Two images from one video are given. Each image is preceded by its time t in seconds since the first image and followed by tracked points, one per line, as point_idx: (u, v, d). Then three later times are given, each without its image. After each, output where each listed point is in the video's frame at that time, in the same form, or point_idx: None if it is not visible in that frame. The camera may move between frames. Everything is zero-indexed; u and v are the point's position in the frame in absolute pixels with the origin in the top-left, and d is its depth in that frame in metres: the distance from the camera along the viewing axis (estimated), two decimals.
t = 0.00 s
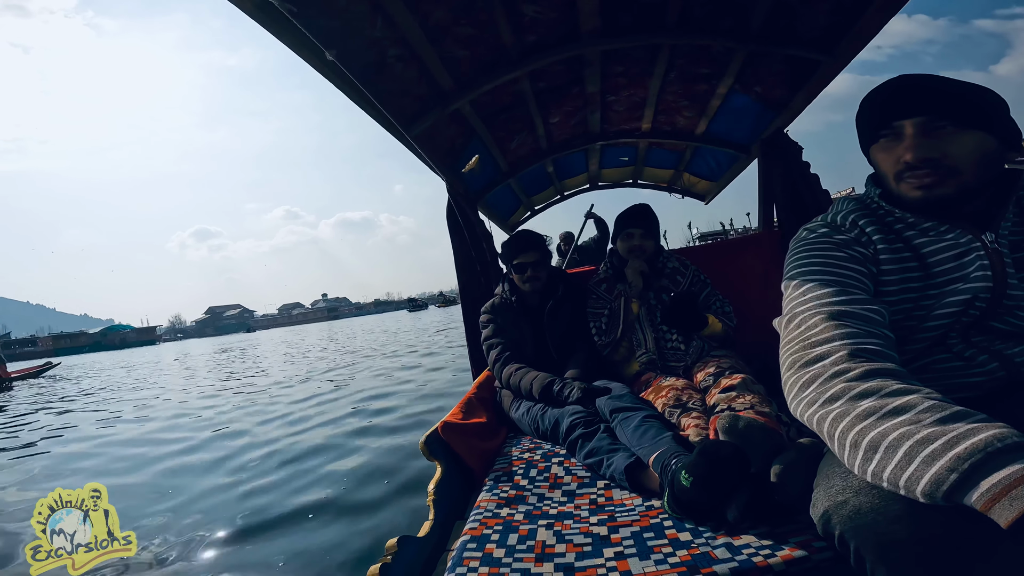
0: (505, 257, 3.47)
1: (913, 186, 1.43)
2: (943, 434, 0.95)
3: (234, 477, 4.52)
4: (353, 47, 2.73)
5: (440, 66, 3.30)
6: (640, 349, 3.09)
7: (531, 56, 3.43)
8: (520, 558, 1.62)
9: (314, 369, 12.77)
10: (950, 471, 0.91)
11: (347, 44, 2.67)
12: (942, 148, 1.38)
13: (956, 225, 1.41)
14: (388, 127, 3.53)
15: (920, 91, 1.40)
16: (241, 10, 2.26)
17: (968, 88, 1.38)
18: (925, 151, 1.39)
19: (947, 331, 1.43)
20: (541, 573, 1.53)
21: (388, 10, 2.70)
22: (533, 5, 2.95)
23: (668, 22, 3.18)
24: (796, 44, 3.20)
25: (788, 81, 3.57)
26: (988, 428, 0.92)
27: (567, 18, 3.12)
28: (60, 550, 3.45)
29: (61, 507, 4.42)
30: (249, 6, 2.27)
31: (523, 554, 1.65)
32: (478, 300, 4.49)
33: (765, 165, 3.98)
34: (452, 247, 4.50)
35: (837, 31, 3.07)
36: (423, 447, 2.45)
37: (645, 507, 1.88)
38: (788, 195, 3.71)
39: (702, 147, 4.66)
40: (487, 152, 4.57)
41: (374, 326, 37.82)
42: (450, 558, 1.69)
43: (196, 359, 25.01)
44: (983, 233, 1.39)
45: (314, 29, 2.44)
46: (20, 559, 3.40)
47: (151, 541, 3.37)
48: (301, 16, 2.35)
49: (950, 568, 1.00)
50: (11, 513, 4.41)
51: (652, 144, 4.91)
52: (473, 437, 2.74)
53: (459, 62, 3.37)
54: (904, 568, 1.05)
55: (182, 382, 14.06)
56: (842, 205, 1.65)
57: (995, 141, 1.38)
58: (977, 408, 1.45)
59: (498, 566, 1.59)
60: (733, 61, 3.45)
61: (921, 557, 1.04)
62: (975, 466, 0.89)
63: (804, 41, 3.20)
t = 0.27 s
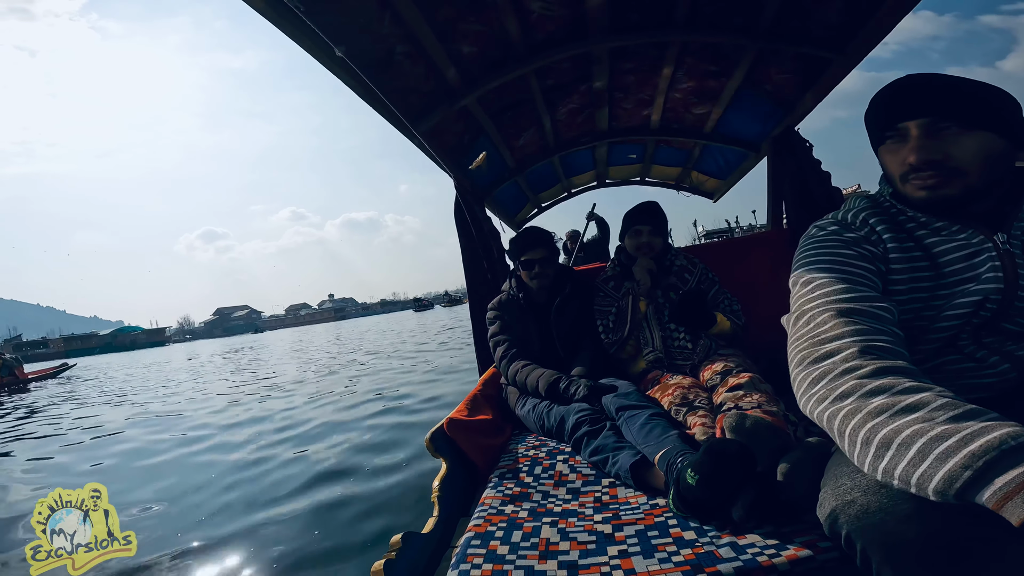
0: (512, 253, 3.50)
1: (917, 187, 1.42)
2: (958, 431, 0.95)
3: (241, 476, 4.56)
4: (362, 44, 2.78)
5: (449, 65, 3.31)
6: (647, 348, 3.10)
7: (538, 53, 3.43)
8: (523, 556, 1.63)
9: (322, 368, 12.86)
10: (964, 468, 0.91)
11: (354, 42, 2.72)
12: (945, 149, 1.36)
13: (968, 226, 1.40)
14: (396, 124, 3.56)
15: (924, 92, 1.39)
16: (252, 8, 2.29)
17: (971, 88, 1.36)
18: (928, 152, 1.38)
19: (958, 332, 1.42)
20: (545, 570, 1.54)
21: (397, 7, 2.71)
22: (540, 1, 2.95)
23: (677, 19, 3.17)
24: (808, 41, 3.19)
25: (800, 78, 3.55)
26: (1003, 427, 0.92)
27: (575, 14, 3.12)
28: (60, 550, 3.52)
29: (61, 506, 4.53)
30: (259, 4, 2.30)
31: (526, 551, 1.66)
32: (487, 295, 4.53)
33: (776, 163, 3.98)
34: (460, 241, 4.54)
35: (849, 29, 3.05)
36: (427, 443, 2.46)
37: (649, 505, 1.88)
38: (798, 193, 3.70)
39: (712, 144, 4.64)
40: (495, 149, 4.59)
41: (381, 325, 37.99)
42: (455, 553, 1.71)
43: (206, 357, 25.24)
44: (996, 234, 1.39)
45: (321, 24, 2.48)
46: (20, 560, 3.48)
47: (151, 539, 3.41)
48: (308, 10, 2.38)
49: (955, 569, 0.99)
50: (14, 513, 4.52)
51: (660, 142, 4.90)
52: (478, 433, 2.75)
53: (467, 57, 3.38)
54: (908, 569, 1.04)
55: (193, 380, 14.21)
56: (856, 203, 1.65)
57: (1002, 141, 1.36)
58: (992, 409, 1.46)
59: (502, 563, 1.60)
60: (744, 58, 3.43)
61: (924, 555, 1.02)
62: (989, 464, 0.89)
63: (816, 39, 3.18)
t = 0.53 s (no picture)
0: (517, 254, 3.51)
1: (937, 179, 1.44)
2: (995, 421, 0.96)
3: (245, 476, 4.58)
4: (364, 46, 2.80)
5: (448, 65, 3.32)
6: (653, 348, 3.10)
7: (539, 53, 3.44)
8: (531, 556, 1.64)
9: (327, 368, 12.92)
10: (1003, 458, 0.92)
11: (355, 44, 2.73)
12: (968, 143, 1.38)
13: (989, 220, 1.42)
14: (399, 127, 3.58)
15: (948, 85, 1.40)
16: (252, 12, 2.32)
17: (994, 81, 1.37)
18: (949, 146, 1.39)
19: (973, 327, 1.43)
20: (552, 570, 1.55)
21: (397, 10, 2.72)
22: (540, 2, 2.96)
23: (678, 17, 3.16)
24: (809, 39, 3.18)
25: (802, 74, 3.53)
26: None
27: (575, 14, 3.12)
28: (61, 550, 3.55)
29: (61, 507, 4.59)
30: (259, 8, 2.33)
31: (534, 552, 1.67)
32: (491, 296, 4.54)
33: (780, 162, 3.94)
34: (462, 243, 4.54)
35: (851, 26, 3.03)
36: (434, 445, 2.47)
37: (656, 504, 1.89)
38: (801, 191, 3.58)
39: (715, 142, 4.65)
40: (497, 150, 4.61)
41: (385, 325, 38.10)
42: (463, 555, 1.72)
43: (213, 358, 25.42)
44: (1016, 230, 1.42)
45: (320, 28, 2.49)
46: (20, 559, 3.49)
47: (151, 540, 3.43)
48: (308, 14, 2.39)
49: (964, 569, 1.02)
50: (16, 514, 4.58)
51: (663, 141, 4.90)
52: (484, 434, 2.76)
53: (467, 59, 3.38)
54: (920, 567, 1.06)
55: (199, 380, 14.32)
56: (876, 193, 1.63)
57: None
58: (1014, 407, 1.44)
59: (509, 564, 1.61)
60: (744, 55, 3.41)
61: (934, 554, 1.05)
62: None
63: (818, 36, 3.17)
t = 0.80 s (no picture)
0: (520, 257, 3.52)
1: (960, 169, 1.43)
2: (1005, 417, 0.96)
3: (247, 476, 4.61)
4: (359, 54, 2.81)
5: (444, 70, 3.34)
6: (657, 348, 3.09)
7: (535, 56, 3.44)
8: (542, 559, 1.65)
9: (331, 369, 12.96)
10: (1012, 454, 0.92)
11: (350, 52, 2.74)
12: (987, 131, 1.37)
13: (999, 207, 1.40)
14: (396, 133, 3.62)
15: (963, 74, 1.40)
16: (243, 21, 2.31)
17: (1010, 70, 1.37)
18: (969, 134, 1.39)
19: (983, 313, 1.42)
20: (564, 573, 1.55)
21: (390, 16, 2.75)
22: (532, 5, 2.96)
23: (670, 17, 3.17)
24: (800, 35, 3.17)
25: (797, 72, 3.51)
26: None
27: (568, 16, 3.13)
28: (60, 550, 3.56)
29: (60, 507, 4.61)
30: (252, 18, 2.33)
31: (545, 554, 1.67)
32: (493, 302, 4.53)
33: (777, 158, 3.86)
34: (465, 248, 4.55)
35: (841, 22, 3.02)
36: (443, 451, 2.50)
37: (666, 505, 1.89)
38: (802, 186, 3.52)
39: (712, 140, 4.64)
40: (496, 154, 4.58)
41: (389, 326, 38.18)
42: (474, 560, 1.73)
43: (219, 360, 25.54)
44: None
45: (315, 38, 2.51)
46: (20, 558, 3.50)
47: (151, 540, 3.45)
48: (302, 24, 2.40)
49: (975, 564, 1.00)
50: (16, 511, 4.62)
51: (661, 140, 4.90)
52: (492, 438, 2.77)
53: (463, 64, 3.39)
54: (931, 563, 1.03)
55: (205, 382, 14.42)
56: (881, 184, 1.66)
57: None
58: None
59: (521, 567, 1.62)
60: (738, 52, 3.42)
61: (945, 552, 1.03)
62: None
63: (808, 32, 3.16)
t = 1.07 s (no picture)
0: (523, 260, 3.53)
1: (962, 160, 1.44)
2: (1014, 405, 0.96)
3: (250, 479, 4.63)
4: (353, 64, 2.83)
5: (441, 77, 3.35)
6: (663, 347, 3.08)
7: (532, 58, 3.44)
8: (553, 561, 1.65)
9: (338, 370, 13.01)
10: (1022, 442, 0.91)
11: (345, 61, 2.76)
12: (989, 121, 1.38)
13: (1000, 196, 1.41)
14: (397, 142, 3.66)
15: (963, 65, 1.41)
16: (237, 32, 2.34)
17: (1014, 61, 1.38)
18: (971, 124, 1.39)
19: (988, 300, 1.40)
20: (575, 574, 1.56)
21: (385, 24, 2.76)
22: (526, 7, 2.96)
23: (664, 15, 3.17)
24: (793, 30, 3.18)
25: (794, 66, 3.50)
26: None
27: (562, 18, 3.12)
28: (61, 550, 3.60)
29: (61, 507, 4.68)
30: (246, 29, 2.35)
31: (556, 556, 1.68)
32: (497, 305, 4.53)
33: (778, 153, 3.88)
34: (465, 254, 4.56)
35: (834, 13, 3.03)
36: (451, 455, 2.51)
37: (677, 505, 1.89)
38: (803, 183, 3.56)
39: (712, 138, 4.62)
40: (496, 157, 4.57)
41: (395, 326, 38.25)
42: (486, 563, 1.73)
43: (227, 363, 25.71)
44: None
45: (311, 48, 2.56)
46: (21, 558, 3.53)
47: (150, 541, 3.49)
48: (295, 35, 2.45)
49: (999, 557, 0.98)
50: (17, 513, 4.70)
51: (661, 139, 4.89)
52: (501, 441, 2.77)
53: (459, 69, 3.40)
54: (953, 560, 1.01)
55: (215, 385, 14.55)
56: (881, 178, 1.67)
57: None
58: None
59: (532, 570, 1.62)
60: (733, 49, 3.42)
61: (960, 544, 1.02)
62: None
63: (802, 26, 3.17)
